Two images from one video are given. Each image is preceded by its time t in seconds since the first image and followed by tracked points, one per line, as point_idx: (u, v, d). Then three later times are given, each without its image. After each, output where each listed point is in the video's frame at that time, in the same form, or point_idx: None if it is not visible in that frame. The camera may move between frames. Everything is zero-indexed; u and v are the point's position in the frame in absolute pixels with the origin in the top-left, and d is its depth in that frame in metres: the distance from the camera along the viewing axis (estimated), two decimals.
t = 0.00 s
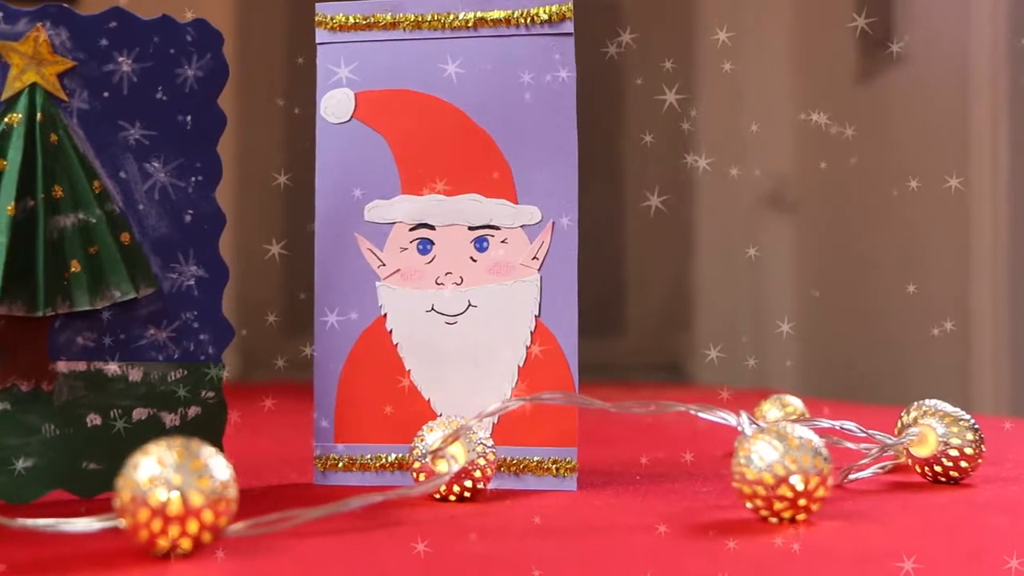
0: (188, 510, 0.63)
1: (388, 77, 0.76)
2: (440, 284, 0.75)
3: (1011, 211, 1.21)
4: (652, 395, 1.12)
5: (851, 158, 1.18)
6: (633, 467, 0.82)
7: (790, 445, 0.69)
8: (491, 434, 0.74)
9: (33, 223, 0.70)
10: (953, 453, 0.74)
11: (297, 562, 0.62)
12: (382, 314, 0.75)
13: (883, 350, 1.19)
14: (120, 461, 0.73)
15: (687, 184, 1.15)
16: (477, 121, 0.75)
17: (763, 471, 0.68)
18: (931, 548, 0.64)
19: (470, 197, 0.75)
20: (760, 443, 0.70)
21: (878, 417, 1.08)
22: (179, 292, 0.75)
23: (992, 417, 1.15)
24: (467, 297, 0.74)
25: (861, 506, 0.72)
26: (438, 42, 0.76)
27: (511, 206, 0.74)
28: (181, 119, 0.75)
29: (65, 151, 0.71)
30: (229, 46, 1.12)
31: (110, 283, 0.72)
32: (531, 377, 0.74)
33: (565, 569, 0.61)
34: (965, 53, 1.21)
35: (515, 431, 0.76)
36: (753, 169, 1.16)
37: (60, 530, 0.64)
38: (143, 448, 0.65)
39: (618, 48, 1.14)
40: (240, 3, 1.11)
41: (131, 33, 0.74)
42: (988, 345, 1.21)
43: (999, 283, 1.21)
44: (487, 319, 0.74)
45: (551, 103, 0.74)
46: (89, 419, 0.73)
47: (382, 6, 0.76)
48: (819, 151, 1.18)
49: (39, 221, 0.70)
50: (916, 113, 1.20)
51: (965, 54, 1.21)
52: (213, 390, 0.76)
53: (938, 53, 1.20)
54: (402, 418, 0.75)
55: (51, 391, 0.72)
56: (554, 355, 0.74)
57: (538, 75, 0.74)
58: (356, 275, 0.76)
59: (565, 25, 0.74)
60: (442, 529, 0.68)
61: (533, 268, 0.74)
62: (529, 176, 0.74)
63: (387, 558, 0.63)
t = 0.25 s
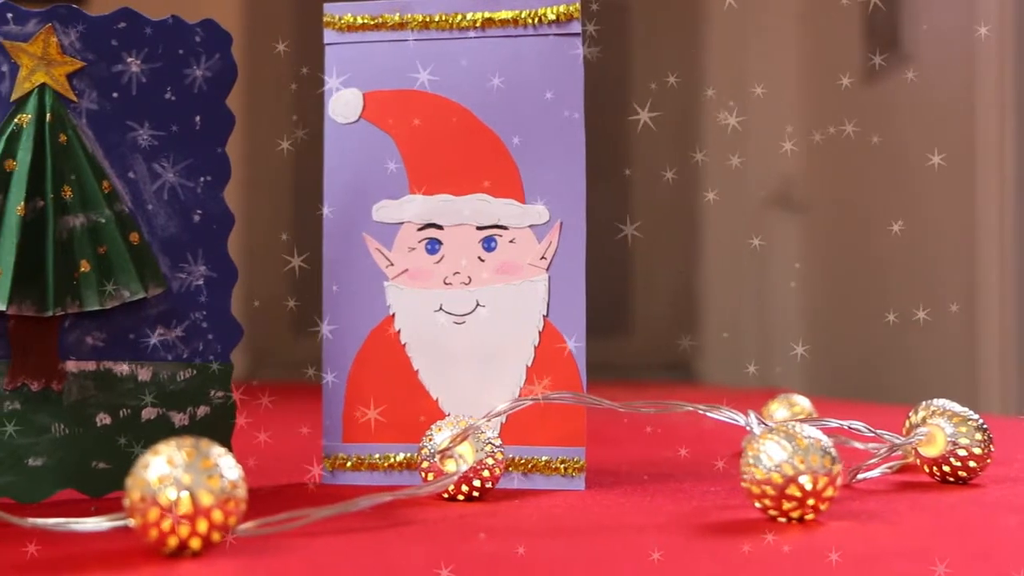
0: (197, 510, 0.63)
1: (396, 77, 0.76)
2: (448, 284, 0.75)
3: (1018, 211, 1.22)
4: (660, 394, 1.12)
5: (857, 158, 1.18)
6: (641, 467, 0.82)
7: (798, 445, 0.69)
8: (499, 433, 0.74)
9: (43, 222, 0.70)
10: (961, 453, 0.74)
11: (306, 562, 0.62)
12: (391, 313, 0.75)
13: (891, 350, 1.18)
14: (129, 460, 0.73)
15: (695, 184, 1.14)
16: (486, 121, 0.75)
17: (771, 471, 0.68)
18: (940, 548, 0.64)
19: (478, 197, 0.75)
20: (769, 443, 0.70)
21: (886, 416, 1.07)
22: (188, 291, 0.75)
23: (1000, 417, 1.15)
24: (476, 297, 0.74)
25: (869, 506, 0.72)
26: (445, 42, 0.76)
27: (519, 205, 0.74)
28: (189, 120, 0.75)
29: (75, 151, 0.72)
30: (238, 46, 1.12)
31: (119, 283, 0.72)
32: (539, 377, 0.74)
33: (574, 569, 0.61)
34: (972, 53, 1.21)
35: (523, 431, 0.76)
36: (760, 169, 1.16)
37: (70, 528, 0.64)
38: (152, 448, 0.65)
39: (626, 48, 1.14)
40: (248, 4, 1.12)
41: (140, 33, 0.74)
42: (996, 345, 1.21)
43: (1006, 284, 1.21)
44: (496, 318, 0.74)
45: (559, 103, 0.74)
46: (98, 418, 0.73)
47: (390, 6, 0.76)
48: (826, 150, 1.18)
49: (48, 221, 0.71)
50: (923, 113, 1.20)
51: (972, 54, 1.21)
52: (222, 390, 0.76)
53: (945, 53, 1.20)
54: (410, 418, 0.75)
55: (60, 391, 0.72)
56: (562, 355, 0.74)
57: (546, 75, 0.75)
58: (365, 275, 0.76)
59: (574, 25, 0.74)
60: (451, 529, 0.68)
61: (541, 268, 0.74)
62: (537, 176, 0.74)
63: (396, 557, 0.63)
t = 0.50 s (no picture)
0: (202, 510, 0.63)
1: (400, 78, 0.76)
2: (452, 283, 0.75)
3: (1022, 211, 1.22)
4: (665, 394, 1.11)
5: (861, 158, 1.18)
6: (645, 467, 0.82)
7: (803, 445, 0.69)
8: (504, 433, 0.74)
9: (47, 223, 0.70)
10: (966, 453, 0.74)
11: (311, 561, 0.62)
12: (395, 313, 0.75)
13: (897, 350, 1.18)
14: (134, 460, 0.73)
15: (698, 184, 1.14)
16: (490, 121, 0.75)
17: (776, 471, 0.68)
18: (946, 547, 0.63)
19: (482, 197, 0.75)
20: (773, 443, 0.70)
21: (891, 416, 1.07)
22: (192, 291, 0.75)
23: (1005, 417, 1.15)
24: (480, 297, 0.74)
25: (875, 506, 0.72)
26: (450, 41, 0.76)
27: (523, 205, 0.74)
28: (194, 120, 0.76)
29: (79, 151, 0.72)
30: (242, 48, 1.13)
31: (124, 283, 0.72)
32: (544, 377, 0.74)
33: (580, 568, 0.61)
34: (976, 53, 1.21)
35: (527, 431, 0.76)
36: (764, 169, 1.16)
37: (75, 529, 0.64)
38: (157, 448, 0.65)
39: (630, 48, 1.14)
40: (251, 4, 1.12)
41: (145, 33, 0.74)
42: (1000, 345, 1.21)
43: (1011, 284, 1.22)
44: (500, 318, 0.74)
45: (564, 102, 0.74)
46: (102, 418, 0.73)
47: (395, 6, 0.76)
48: (832, 150, 1.17)
49: (52, 222, 0.70)
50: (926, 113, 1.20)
51: (973, 55, 1.21)
52: (226, 390, 0.76)
53: (948, 54, 1.21)
54: (415, 418, 0.75)
55: (64, 391, 0.72)
56: (566, 354, 0.74)
57: (551, 75, 0.75)
58: (369, 275, 0.76)
59: (578, 25, 0.74)
60: (455, 529, 0.68)
61: (545, 267, 0.74)
62: (542, 175, 0.74)
63: (401, 557, 0.63)
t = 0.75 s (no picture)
0: (218, 509, 0.63)
1: (414, 78, 0.76)
2: (466, 283, 0.75)
3: None
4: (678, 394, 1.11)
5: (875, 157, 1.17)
6: (659, 467, 0.82)
7: (819, 445, 0.69)
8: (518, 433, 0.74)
9: (64, 223, 0.71)
10: (982, 453, 0.74)
11: (327, 561, 0.62)
12: (409, 313, 0.75)
13: (910, 351, 1.18)
14: (149, 460, 0.74)
15: (710, 185, 1.15)
16: (505, 121, 0.75)
17: (792, 471, 0.68)
18: (963, 548, 0.63)
19: (497, 197, 0.75)
20: (789, 443, 0.70)
21: (903, 416, 1.07)
22: (207, 291, 0.75)
23: (1019, 417, 1.14)
24: (494, 297, 0.74)
25: (890, 507, 0.72)
26: (463, 41, 0.76)
27: (537, 205, 0.74)
28: (209, 120, 0.75)
29: (95, 151, 0.72)
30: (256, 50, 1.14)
31: (139, 283, 0.72)
32: (559, 377, 0.74)
33: (595, 568, 0.61)
34: (990, 52, 1.20)
35: (542, 431, 0.76)
36: (777, 168, 1.16)
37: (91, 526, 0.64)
38: (174, 447, 0.65)
39: (641, 48, 1.14)
40: (263, 5, 1.12)
41: (160, 33, 0.74)
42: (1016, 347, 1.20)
43: None
44: (515, 318, 0.74)
45: (577, 102, 0.74)
46: (118, 417, 0.73)
47: (408, 6, 0.76)
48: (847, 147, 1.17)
49: (69, 221, 0.71)
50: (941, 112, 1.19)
51: (988, 53, 1.20)
52: (241, 390, 0.76)
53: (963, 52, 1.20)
54: (429, 418, 0.75)
55: (81, 390, 0.72)
56: (581, 354, 0.74)
57: (564, 74, 0.74)
58: (383, 275, 0.76)
59: (592, 25, 0.74)
60: (471, 528, 0.68)
61: (560, 267, 0.74)
62: (556, 175, 0.74)
63: (415, 556, 0.63)
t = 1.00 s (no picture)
0: (235, 509, 0.63)
1: (430, 78, 0.76)
2: (481, 283, 0.75)
3: None
4: (690, 392, 1.12)
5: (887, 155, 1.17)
6: (674, 467, 0.82)
7: (836, 445, 0.69)
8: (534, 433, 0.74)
9: (80, 223, 0.71)
10: (999, 453, 0.74)
11: (344, 562, 0.62)
12: (424, 313, 0.75)
13: (924, 349, 1.18)
14: (165, 460, 0.74)
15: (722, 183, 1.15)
16: (520, 121, 0.75)
17: (808, 471, 0.68)
18: (981, 548, 0.63)
19: (512, 196, 0.75)
20: (806, 443, 0.70)
21: (916, 416, 1.07)
22: (223, 291, 0.75)
23: None
24: (509, 297, 0.74)
25: (907, 507, 0.72)
26: (478, 41, 0.76)
27: (553, 204, 0.74)
28: (224, 120, 0.75)
29: (110, 151, 0.72)
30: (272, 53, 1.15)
31: (154, 282, 0.72)
32: (574, 376, 0.74)
33: (612, 568, 0.60)
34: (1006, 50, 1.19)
35: (557, 431, 0.76)
36: (789, 167, 1.16)
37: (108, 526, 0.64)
38: (190, 447, 0.65)
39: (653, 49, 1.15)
40: (276, 5, 1.12)
41: (175, 33, 0.74)
42: None
43: None
44: (530, 317, 0.74)
45: (592, 102, 0.74)
46: (134, 417, 0.73)
47: (423, 6, 0.76)
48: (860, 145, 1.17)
49: (84, 221, 0.71)
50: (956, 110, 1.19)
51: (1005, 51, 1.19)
52: (257, 389, 0.76)
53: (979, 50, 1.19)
54: (444, 417, 0.75)
55: (97, 390, 0.72)
56: (596, 354, 0.74)
57: (580, 74, 0.74)
58: (399, 275, 0.76)
59: (607, 24, 0.74)
60: (487, 528, 0.68)
61: (575, 267, 0.74)
62: (571, 175, 0.74)
63: (432, 555, 0.63)
